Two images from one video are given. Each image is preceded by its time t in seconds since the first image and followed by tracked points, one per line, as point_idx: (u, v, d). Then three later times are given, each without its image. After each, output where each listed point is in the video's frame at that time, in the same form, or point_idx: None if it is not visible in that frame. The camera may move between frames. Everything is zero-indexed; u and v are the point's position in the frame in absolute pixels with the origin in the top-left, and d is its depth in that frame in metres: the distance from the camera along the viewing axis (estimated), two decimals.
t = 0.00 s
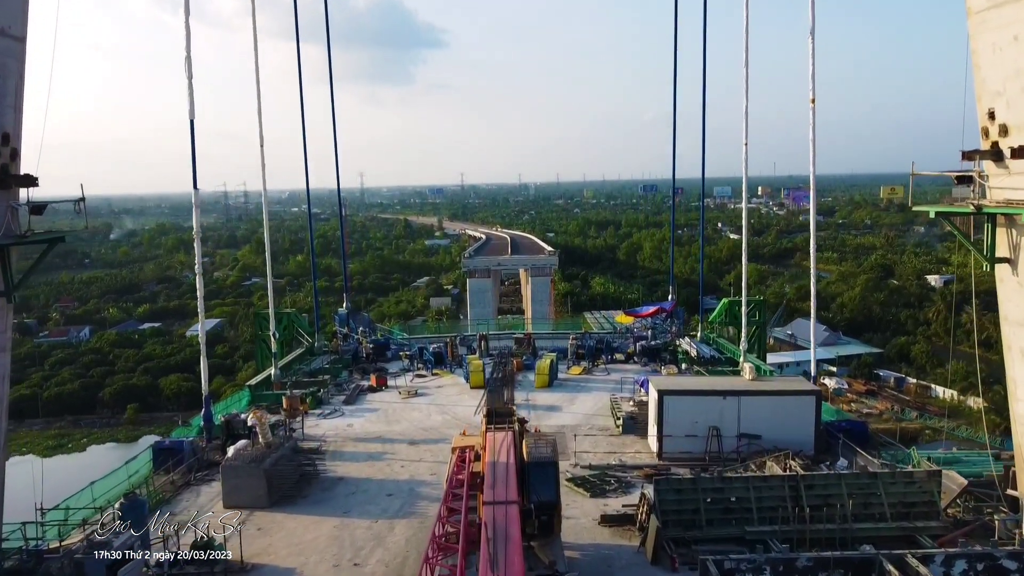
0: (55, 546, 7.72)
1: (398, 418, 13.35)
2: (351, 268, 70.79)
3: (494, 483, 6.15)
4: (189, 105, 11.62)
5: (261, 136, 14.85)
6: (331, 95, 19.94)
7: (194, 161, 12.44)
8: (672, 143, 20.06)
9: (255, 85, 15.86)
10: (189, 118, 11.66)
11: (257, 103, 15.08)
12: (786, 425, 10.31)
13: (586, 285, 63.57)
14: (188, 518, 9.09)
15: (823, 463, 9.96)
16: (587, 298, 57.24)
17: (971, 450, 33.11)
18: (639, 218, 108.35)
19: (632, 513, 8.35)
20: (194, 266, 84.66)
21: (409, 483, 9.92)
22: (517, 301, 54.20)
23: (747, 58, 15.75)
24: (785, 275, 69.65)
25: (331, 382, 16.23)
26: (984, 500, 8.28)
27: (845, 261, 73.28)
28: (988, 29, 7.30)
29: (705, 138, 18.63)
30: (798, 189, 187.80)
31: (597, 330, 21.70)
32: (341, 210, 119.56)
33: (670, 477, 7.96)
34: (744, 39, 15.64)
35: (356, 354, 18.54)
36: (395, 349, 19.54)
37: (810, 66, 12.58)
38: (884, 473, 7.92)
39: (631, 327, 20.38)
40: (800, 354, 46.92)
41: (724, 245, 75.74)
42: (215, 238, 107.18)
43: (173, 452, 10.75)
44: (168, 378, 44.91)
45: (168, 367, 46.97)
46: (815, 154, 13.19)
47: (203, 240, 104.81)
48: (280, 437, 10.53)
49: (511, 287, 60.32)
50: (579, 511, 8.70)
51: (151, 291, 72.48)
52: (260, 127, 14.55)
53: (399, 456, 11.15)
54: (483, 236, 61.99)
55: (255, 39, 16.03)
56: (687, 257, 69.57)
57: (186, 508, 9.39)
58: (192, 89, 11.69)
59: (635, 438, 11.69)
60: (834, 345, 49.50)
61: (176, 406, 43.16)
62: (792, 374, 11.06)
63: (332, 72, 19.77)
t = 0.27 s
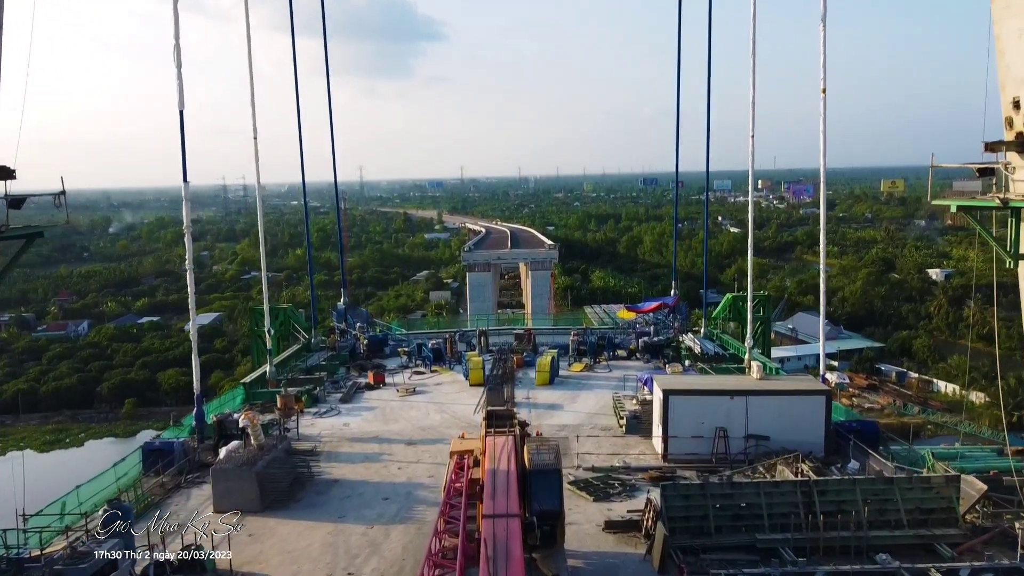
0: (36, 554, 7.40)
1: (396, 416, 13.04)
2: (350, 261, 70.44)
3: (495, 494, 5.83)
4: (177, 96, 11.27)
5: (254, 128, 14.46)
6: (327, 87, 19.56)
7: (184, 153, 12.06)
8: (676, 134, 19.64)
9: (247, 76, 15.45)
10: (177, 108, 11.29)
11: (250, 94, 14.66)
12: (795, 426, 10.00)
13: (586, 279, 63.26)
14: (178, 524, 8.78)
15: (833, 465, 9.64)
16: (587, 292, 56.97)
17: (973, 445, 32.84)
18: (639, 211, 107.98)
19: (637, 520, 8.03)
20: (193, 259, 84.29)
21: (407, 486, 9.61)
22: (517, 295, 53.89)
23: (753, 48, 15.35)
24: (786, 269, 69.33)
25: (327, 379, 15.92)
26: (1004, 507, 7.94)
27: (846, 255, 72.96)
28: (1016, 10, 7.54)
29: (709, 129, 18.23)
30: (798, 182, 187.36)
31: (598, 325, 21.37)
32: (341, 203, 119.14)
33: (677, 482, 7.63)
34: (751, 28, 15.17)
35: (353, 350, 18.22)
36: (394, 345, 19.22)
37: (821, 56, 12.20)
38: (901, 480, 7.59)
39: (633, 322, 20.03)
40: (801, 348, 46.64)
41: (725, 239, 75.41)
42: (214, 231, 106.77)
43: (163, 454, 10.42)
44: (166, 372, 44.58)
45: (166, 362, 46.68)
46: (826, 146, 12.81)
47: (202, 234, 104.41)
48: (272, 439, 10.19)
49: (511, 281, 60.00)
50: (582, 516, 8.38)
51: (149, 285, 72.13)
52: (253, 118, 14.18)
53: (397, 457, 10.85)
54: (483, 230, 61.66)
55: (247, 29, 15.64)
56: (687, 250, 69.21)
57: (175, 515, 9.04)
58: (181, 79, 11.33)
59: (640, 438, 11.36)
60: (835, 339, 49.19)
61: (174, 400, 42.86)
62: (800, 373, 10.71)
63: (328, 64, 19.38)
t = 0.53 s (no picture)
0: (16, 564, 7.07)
1: (393, 416, 12.71)
2: (349, 255, 70.05)
3: (495, 506, 5.52)
4: (166, 85, 10.87)
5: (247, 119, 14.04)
6: (323, 78, 19.13)
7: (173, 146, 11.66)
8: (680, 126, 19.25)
9: (240, 66, 15.04)
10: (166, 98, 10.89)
11: (243, 84, 14.22)
12: (805, 427, 9.69)
13: (586, 273, 62.90)
14: (166, 531, 8.46)
15: (844, 469, 9.33)
16: (587, 286, 56.69)
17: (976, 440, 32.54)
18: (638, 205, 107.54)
19: (643, 527, 7.72)
20: (192, 252, 83.91)
21: (404, 490, 9.29)
22: (517, 289, 53.54)
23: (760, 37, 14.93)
24: (786, 263, 69.00)
25: (323, 377, 15.61)
26: None
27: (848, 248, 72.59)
28: None
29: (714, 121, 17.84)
30: (798, 176, 186.88)
31: (599, 320, 21.02)
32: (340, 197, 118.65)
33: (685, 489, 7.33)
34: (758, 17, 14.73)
35: (350, 346, 17.90)
36: (392, 341, 18.90)
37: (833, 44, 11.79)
38: (920, 486, 7.28)
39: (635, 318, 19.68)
40: (803, 342, 46.33)
41: (726, 232, 75.01)
42: (213, 225, 106.31)
43: (153, 456, 10.12)
44: (163, 367, 44.26)
45: (164, 356, 46.36)
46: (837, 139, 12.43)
47: (200, 227, 103.98)
48: (265, 441, 9.89)
49: (511, 275, 59.68)
50: (586, 523, 8.06)
51: (148, 279, 71.76)
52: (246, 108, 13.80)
53: (394, 459, 10.53)
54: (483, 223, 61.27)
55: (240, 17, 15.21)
56: (688, 244, 68.87)
57: (162, 520, 8.76)
58: (170, 67, 10.93)
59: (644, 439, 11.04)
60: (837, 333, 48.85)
61: (172, 395, 42.53)
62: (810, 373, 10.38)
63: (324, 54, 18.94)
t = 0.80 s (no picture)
0: None
1: (391, 415, 12.41)
2: (349, 248, 69.71)
3: (496, 518, 5.27)
4: (153, 74, 10.49)
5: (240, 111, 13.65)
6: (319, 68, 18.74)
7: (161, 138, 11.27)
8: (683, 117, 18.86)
9: (232, 56, 14.64)
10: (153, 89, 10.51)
11: (235, 75, 13.81)
12: (815, 428, 9.38)
13: (586, 266, 62.57)
14: (153, 539, 8.15)
15: (856, 471, 9.01)
16: (587, 279, 56.38)
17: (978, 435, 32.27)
18: (638, 198, 107.21)
19: (649, 535, 7.41)
20: (192, 245, 83.54)
21: (400, 493, 8.97)
22: (517, 283, 53.22)
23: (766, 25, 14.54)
24: (787, 256, 68.67)
25: (320, 374, 15.30)
26: None
27: (849, 241, 72.26)
28: None
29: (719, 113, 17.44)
30: (799, 168, 186.21)
31: (601, 314, 20.67)
32: (339, 190, 118.28)
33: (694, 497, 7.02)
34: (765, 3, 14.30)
35: (346, 342, 17.61)
36: (389, 337, 18.60)
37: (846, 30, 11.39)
38: (939, 494, 6.97)
39: (638, 313, 19.31)
40: (804, 336, 46.05)
41: (727, 225, 74.62)
42: (212, 218, 105.84)
43: (141, 458, 9.75)
44: (161, 361, 43.91)
45: (163, 350, 46.03)
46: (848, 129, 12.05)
47: (200, 220, 103.56)
48: (257, 443, 9.56)
49: (511, 268, 59.36)
50: (590, 529, 7.73)
51: (147, 272, 71.42)
52: (237, 99, 13.45)
53: (391, 460, 10.23)
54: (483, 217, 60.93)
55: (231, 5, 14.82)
56: (689, 238, 68.50)
57: (152, 525, 8.44)
58: (158, 56, 10.55)
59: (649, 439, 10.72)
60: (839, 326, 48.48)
61: (171, 388, 42.22)
62: (821, 372, 10.05)
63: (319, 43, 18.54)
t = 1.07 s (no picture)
0: None
1: (389, 413, 12.11)
2: (348, 241, 69.33)
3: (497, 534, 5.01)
4: (140, 62, 10.08)
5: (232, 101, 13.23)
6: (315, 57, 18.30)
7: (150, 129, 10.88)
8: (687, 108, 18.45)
9: (224, 44, 14.19)
10: (141, 77, 10.10)
11: (227, 64, 13.38)
12: (827, 428, 9.07)
13: (586, 258, 62.23)
14: (139, 545, 7.84)
15: (868, 473, 8.71)
16: (587, 272, 56.03)
17: (979, 429, 32.04)
18: (638, 189, 106.70)
19: (655, 542, 7.12)
20: (190, 237, 83.09)
21: (396, 497, 8.66)
22: (517, 275, 52.87)
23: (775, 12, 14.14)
24: (788, 248, 68.31)
25: (316, 371, 15.00)
26: None
27: (850, 233, 71.93)
28: None
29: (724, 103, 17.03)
30: (799, 160, 185.59)
31: (602, 308, 20.38)
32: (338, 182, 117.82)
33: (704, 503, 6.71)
34: None
35: (344, 337, 17.33)
36: (388, 332, 18.30)
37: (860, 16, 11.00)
38: (960, 501, 6.67)
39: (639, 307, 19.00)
40: (805, 328, 45.76)
41: (727, 217, 74.22)
42: (211, 210, 105.33)
43: (129, 459, 9.42)
44: (159, 354, 43.55)
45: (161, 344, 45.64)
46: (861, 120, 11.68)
47: (199, 212, 103.10)
48: (248, 444, 9.25)
49: (511, 261, 59.06)
50: (593, 536, 7.44)
51: (145, 264, 71.02)
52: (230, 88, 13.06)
53: (388, 461, 9.93)
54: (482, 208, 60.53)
55: None
56: (690, 230, 68.11)
57: (140, 529, 8.15)
58: (145, 44, 10.15)
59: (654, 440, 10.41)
60: (840, 319, 48.18)
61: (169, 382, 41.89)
62: (832, 371, 9.73)
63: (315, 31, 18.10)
